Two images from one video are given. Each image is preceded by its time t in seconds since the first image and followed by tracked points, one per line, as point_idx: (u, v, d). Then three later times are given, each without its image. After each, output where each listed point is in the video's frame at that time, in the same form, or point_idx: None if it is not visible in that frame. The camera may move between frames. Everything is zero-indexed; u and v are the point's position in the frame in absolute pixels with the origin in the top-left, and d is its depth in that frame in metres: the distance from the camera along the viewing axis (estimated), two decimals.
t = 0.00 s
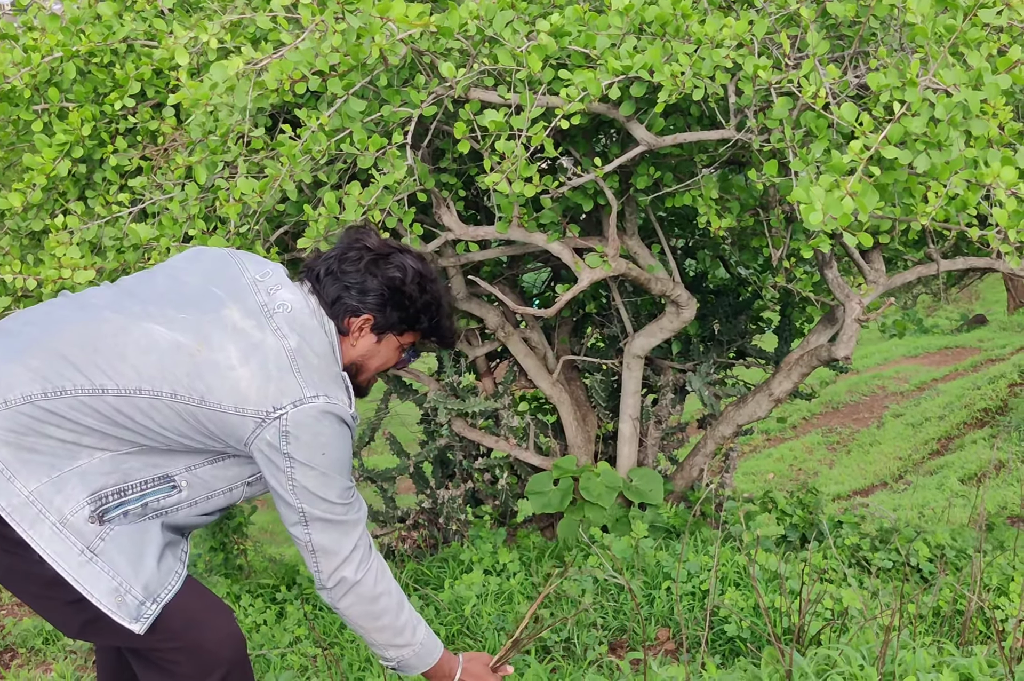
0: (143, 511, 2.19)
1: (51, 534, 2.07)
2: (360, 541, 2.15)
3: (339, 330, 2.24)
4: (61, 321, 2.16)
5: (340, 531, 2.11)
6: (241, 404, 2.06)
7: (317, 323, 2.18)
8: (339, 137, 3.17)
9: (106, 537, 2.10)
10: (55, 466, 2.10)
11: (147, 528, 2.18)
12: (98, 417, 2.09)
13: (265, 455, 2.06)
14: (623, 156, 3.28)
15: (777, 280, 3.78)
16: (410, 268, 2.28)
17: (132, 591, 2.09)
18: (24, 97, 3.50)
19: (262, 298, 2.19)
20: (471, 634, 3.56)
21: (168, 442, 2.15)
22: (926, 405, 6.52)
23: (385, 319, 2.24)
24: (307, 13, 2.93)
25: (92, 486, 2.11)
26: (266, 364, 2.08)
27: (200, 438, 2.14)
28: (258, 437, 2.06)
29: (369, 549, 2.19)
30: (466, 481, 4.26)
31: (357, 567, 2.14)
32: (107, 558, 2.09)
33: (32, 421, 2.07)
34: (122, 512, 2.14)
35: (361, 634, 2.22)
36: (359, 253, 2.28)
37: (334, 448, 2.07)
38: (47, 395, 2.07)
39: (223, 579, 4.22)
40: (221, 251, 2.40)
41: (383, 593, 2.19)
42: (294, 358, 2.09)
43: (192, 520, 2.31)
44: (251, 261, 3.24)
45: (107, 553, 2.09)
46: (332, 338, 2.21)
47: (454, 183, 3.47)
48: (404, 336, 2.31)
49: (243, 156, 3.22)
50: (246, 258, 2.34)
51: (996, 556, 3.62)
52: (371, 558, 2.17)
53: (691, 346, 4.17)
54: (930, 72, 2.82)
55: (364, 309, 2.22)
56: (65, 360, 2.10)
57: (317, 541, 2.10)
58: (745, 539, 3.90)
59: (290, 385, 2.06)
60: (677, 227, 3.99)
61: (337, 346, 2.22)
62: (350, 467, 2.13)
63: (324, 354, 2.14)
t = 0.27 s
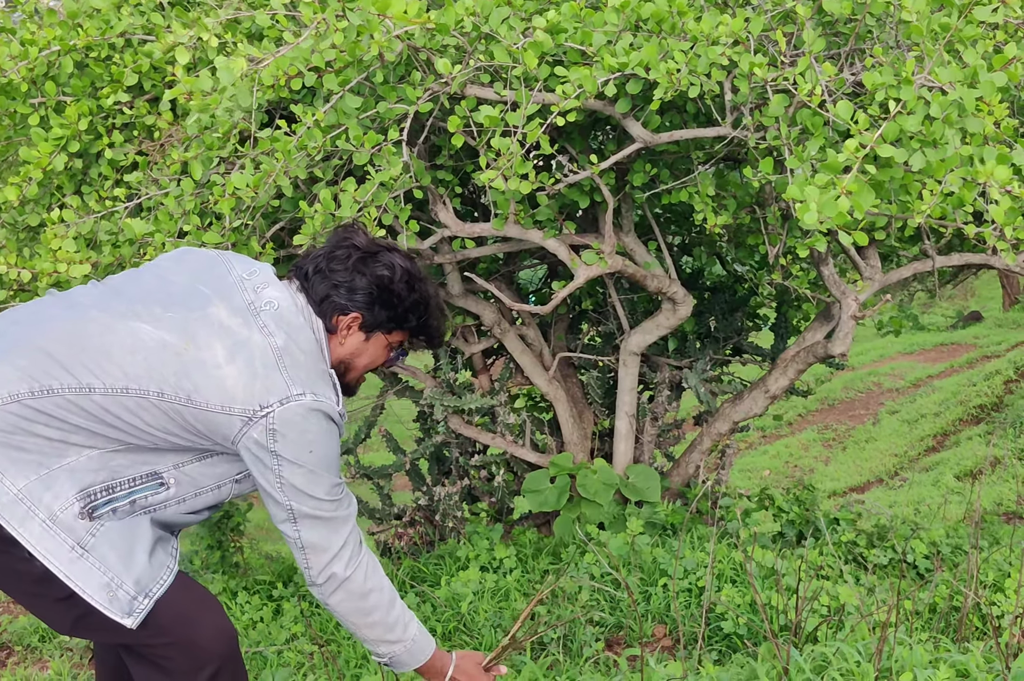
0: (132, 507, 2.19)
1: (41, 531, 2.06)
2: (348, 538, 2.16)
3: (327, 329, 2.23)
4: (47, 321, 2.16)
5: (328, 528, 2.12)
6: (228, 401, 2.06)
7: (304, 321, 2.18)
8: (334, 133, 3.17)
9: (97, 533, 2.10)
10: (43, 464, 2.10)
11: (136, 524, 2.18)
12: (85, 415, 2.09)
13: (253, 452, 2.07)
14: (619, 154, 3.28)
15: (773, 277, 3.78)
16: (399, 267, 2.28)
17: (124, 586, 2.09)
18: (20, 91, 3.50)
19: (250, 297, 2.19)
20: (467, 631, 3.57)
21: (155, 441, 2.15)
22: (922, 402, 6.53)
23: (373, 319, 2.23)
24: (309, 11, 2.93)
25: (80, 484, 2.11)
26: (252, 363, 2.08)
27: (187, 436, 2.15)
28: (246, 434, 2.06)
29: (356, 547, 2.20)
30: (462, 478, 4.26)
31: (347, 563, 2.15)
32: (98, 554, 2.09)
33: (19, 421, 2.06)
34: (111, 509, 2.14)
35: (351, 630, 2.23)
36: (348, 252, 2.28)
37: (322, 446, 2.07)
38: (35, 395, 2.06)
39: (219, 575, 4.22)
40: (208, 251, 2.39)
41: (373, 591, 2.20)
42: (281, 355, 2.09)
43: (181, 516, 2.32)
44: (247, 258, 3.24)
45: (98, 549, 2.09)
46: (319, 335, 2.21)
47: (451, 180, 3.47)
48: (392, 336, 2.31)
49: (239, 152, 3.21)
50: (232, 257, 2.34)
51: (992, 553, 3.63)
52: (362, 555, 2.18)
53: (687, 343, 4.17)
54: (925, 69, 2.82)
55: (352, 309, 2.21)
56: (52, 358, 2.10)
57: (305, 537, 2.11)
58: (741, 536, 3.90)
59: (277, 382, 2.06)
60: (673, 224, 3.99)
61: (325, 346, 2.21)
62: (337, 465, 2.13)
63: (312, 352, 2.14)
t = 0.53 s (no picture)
0: (111, 485, 2.18)
1: (19, 514, 2.06)
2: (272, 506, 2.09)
3: (314, 292, 2.23)
4: (21, 299, 2.18)
5: (248, 496, 2.05)
6: (193, 349, 2.06)
7: (279, 278, 2.18)
8: (332, 129, 3.16)
9: (74, 517, 2.09)
10: (14, 442, 2.07)
11: (114, 506, 2.17)
12: (56, 385, 2.08)
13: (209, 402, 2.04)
14: (617, 150, 3.28)
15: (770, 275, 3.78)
16: (387, 232, 2.28)
17: (102, 570, 2.09)
18: (18, 84, 3.49)
19: (225, 258, 2.19)
20: (464, 628, 3.57)
21: (126, 409, 2.14)
22: (918, 400, 6.54)
23: (362, 283, 2.24)
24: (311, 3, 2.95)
25: (53, 466, 2.10)
26: (221, 311, 2.08)
27: (160, 398, 2.13)
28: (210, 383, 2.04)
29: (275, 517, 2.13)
30: (459, 475, 4.25)
31: (253, 539, 2.07)
32: (77, 538, 2.09)
33: None
34: (88, 486, 2.13)
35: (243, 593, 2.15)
36: (336, 215, 2.28)
37: (275, 405, 2.03)
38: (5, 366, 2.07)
39: (216, 572, 4.21)
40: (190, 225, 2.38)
41: (275, 571, 2.12)
42: (252, 309, 2.09)
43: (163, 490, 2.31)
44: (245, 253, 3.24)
45: (76, 533, 2.09)
46: (301, 295, 2.21)
47: (448, 176, 3.47)
48: (379, 302, 2.31)
49: (236, 147, 3.21)
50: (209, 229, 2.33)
51: (988, 551, 3.63)
52: (273, 535, 2.10)
53: (684, 340, 4.16)
54: (923, 65, 2.82)
55: (341, 272, 2.22)
56: (23, 329, 2.10)
57: (224, 497, 2.05)
58: (737, 534, 3.90)
59: (244, 333, 2.06)
60: (671, 222, 3.99)
61: (310, 307, 2.21)
62: (287, 430, 2.09)
63: (284, 307, 2.13)
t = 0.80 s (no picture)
0: (82, 444, 2.13)
1: None
2: (207, 406, 2.02)
3: (240, 169, 2.12)
4: None
5: (177, 401, 1.99)
6: (100, 261, 2.02)
7: (192, 172, 2.12)
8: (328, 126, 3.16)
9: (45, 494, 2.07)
10: None
11: (88, 472, 2.12)
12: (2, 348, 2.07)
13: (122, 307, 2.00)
14: (613, 147, 3.28)
15: (767, 272, 3.78)
16: (311, 92, 2.11)
17: (79, 547, 2.08)
18: (14, 82, 3.49)
19: (139, 167, 2.14)
20: (461, 626, 3.57)
21: (75, 356, 2.09)
22: (914, 397, 6.54)
23: (285, 154, 2.10)
24: None
25: (16, 443, 2.07)
26: (121, 216, 2.04)
27: (104, 328, 2.08)
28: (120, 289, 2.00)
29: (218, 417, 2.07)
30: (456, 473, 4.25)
31: (189, 445, 2.01)
32: (49, 516, 2.07)
33: None
34: (56, 457, 2.10)
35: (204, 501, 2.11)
36: (257, 82, 2.13)
37: (187, 299, 1.96)
38: None
39: (212, 570, 4.21)
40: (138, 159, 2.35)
41: (219, 477, 2.06)
42: (152, 206, 2.03)
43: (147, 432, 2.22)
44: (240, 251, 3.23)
45: (48, 512, 2.07)
46: (223, 176, 2.12)
47: (445, 173, 3.47)
48: (316, 171, 2.16)
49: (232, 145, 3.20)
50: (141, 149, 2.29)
51: (985, 548, 3.63)
52: (212, 439, 2.04)
53: (680, 337, 4.16)
54: (919, 63, 2.82)
55: (261, 145, 2.09)
56: None
57: (152, 405, 1.99)
58: (734, 531, 3.90)
59: (144, 230, 2.00)
60: (667, 218, 3.99)
61: (233, 189, 2.13)
62: (216, 323, 2.01)
63: (193, 198, 2.06)
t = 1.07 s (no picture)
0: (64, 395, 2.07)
1: None
2: (118, 330, 1.93)
3: (151, 74, 2.07)
4: None
5: (81, 326, 1.91)
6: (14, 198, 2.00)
7: (109, 96, 2.09)
8: (320, 120, 3.15)
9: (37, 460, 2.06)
10: None
11: (72, 426, 2.07)
12: None
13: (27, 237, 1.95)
14: (606, 140, 3.27)
15: (760, 266, 3.78)
16: None
17: (82, 505, 2.06)
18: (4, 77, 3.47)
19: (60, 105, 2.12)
20: (454, 620, 3.56)
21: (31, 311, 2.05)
22: (908, 390, 6.55)
23: (191, 56, 2.04)
24: None
25: None
26: (30, 152, 2.01)
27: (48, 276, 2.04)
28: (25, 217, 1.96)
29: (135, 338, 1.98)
30: (450, 468, 4.24)
31: (98, 371, 1.92)
32: (46, 482, 2.05)
33: None
34: (39, 416, 2.06)
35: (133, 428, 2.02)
36: None
37: (80, 215, 1.89)
38: None
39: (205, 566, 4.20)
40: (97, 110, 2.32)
41: (137, 396, 1.97)
42: (54, 133, 1.99)
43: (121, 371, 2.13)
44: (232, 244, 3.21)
45: (43, 477, 2.05)
46: (136, 86, 2.09)
47: (437, 167, 3.46)
48: (229, 75, 2.09)
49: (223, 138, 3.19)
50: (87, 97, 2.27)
51: (978, 541, 3.63)
52: (123, 358, 1.94)
53: (674, 331, 4.15)
54: (912, 55, 2.81)
55: (168, 49, 2.03)
56: None
57: (60, 331, 1.92)
58: (728, 525, 3.89)
59: (43, 157, 1.96)
60: (660, 212, 3.98)
61: (146, 96, 2.09)
62: (118, 240, 1.92)
63: (98, 118, 2.02)
